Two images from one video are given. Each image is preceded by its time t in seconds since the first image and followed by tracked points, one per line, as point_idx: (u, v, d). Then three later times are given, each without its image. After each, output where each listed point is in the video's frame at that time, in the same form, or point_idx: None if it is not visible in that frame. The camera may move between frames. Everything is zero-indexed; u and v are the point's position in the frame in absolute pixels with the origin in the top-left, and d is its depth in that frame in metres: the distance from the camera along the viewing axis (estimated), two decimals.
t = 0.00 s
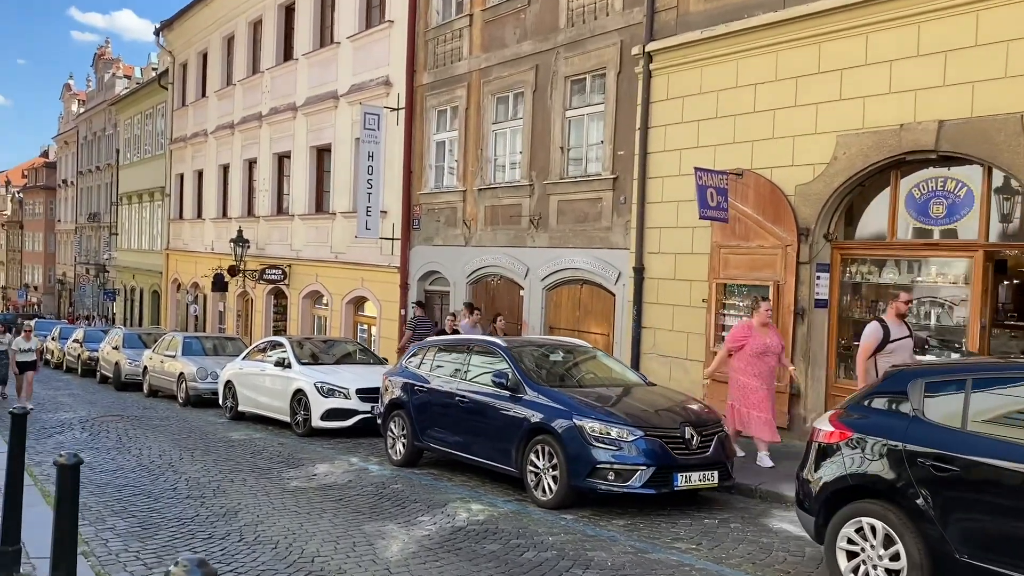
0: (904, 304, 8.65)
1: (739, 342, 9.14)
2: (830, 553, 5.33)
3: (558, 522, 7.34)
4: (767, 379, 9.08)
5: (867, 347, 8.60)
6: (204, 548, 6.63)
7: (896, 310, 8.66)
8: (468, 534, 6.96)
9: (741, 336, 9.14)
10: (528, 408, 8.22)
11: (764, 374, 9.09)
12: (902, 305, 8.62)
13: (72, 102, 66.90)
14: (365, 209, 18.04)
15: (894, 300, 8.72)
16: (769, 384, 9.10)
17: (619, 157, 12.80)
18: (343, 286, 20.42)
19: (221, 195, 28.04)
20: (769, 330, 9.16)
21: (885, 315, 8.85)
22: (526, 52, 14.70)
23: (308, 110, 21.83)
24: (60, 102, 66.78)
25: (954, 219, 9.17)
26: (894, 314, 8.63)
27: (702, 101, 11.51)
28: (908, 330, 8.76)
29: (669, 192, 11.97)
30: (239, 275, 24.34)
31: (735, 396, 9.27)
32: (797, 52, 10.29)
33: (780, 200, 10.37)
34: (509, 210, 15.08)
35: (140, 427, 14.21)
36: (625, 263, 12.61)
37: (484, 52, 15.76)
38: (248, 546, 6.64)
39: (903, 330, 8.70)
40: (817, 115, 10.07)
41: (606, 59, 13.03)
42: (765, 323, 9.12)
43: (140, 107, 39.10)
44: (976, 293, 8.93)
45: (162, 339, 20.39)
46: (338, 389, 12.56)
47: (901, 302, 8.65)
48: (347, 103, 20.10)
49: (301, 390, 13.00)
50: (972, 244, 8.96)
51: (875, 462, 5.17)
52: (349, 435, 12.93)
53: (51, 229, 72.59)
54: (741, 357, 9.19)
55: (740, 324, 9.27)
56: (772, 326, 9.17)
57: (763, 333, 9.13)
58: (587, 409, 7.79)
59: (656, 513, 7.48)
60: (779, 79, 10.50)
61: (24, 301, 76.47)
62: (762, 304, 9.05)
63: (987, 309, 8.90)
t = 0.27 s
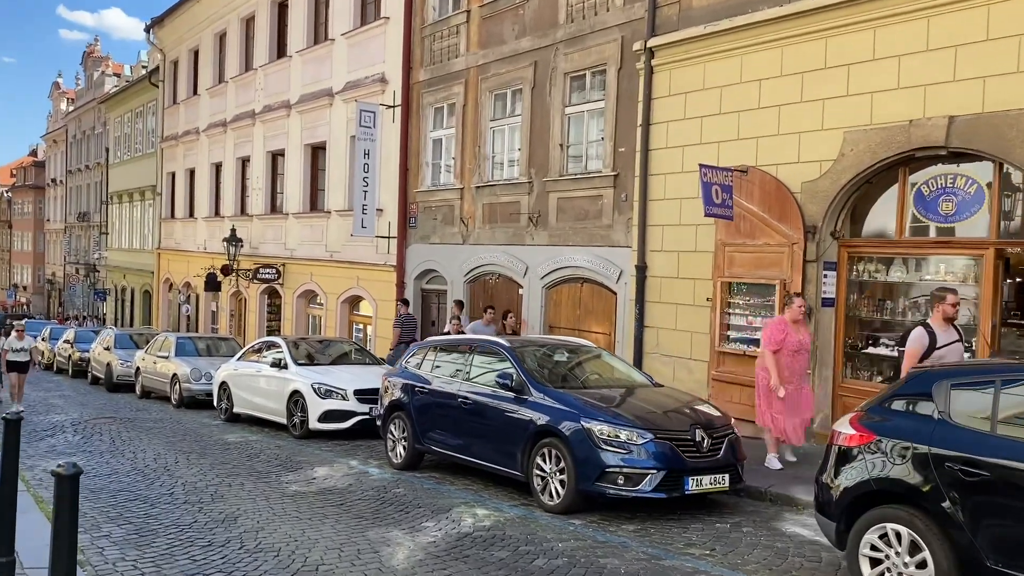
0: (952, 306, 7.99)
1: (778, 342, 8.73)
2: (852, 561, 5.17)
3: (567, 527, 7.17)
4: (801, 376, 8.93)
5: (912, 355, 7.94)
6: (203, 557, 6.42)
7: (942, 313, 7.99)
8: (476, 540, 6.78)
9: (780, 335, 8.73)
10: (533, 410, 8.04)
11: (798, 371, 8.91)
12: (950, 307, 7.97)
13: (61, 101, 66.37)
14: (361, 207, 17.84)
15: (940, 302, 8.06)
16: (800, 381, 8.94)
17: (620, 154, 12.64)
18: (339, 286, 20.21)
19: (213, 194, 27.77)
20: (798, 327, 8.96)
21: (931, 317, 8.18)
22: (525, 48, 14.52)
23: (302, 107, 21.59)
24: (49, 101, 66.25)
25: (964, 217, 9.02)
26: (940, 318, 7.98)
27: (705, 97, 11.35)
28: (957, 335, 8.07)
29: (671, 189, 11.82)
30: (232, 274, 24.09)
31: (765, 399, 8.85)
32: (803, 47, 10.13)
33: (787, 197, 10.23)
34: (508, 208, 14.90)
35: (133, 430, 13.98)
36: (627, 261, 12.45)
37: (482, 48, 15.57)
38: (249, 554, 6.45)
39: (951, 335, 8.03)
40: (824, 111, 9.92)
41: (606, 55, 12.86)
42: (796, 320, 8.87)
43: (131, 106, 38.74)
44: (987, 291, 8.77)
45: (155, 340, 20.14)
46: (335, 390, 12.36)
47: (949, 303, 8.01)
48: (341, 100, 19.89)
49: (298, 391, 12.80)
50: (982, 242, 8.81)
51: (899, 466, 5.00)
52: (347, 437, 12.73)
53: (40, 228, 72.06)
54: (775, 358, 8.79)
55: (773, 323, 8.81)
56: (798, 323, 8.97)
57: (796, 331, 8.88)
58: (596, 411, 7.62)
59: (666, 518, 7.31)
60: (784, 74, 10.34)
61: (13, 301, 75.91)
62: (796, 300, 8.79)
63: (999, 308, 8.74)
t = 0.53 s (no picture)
0: (1003, 296, 7.20)
1: (821, 343, 8.16)
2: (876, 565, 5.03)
3: (575, 530, 7.01)
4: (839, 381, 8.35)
5: (967, 350, 7.21)
6: (202, 565, 6.22)
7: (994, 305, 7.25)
8: (482, 545, 6.61)
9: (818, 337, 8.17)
10: (538, 410, 7.87)
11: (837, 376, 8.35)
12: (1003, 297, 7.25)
13: (46, 98, 65.69)
14: (354, 204, 17.63)
15: (989, 292, 7.26)
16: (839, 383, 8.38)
17: (619, 149, 12.48)
18: (331, 284, 19.98)
19: (202, 191, 27.46)
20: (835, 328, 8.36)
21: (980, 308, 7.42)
22: (521, 43, 14.35)
23: (292, 104, 21.34)
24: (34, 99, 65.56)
25: (972, 212, 8.89)
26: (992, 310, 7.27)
27: (706, 91, 11.21)
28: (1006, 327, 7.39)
29: (672, 185, 11.67)
30: (222, 273, 23.82)
31: (795, 401, 8.42)
32: (806, 40, 10.00)
33: (791, 193, 10.11)
34: (504, 204, 14.73)
35: (124, 431, 13.73)
36: (626, 258, 12.31)
37: (477, 43, 15.39)
38: (250, 561, 6.27)
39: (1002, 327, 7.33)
40: (828, 105, 9.79)
41: (604, 49, 12.70)
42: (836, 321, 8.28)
43: (117, 103, 38.32)
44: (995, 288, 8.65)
45: (145, 339, 19.85)
46: (331, 390, 12.17)
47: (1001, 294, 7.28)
48: (333, 96, 19.66)
49: (293, 392, 12.59)
50: (990, 238, 8.71)
51: (925, 468, 4.85)
52: (343, 437, 12.54)
53: (25, 227, 71.36)
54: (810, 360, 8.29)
55: (810, 324, 8.27)
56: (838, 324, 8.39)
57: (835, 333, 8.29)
58: (603, 411, 7.45)
59: (676, 520, 7.15)
60: (788, 68, 10.21)
61: None
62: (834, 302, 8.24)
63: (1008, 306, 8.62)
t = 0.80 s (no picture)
0: None
1: (848, 329, 8.11)
2: (895, 561, 4.94)
3: (581, 528, 6.90)
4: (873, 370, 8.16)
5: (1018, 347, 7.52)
6: (202, 569, 6.05)
7: None
8: (488, 544, 6.48)
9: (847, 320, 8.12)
10: (541, 406, 7.75)
11: (871, 364, 8.16)
12: None
13: (26, 94, 64.83)
14: (344, 198, 17.43)
15: None
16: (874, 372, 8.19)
17: (614, 142, 12.36)
18: (320, 280, 19.77)
19: (187, 187, 27.12)
20: (875, 315, 8.21)
21: None
22: (513, 35, 14.19)
23: (279, 97, 21.08)
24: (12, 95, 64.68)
25: (974, 202, 8.86)
26: None
27: (702, 83, 11.10)
28: None
29: (668, 178, 11.57)
30: (208, 269, 23.54)
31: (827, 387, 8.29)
32: (805, 30, 9.91)
33: (790, 185, 10.01)
34: (497, 198, 14.58)
35: (112, 430, 13.49)
36: (622, 251, 12.19)
37: (468, 34, 15.21)
38: (252, 564, 6.11)
39: None
40: (827, 95, 9.70)
41: (598, 40, 12.57)
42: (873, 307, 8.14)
43: (98, 98, 37.81)
44: (997, 279, 8.63)
45: (131, 337, 19.56)
46: (325, 388, 11.99)
47: None
48: (321, 89, 19.42)
49: (285, 389, 12.41)
50: (992, 228, 8.66)
51: (945, 462, 4.76)
52: (337, 435, 12.37)
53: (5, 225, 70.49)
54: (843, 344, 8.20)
55: (844, 307, 8.22)
56: (876, 311, 8.24)
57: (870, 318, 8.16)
58: (607, 406, 7.34)
59: (683, 517, 7.05)
60: (786, 58, 10.12)
61: None
62: (870, 286, 8.13)
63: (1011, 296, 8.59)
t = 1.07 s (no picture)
0: None
1: (871, 323, 7.99)
2: (909, 556, 4.88)
3: (583, 523, 6.79)
4: (903, 366, 7.92)
5: None
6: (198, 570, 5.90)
7: None
8: (491, 542, 6.36)
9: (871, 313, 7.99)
10: (540, 401, 7.65)
11: (900, 361, 7.91)
12: None
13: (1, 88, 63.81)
14: (330, 191, 17.22)
15: None
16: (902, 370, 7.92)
17: (606, 132, 12.25)
18: (306, 274, 19.55)
19: (168, 181, 26.75)
20: (905, 311, 8.00)
21: None
22: (502, 25, 14.03)
23: (262, 89, 20.79)
24: None
25: (971, 191, 8.81)
26: None
27: (696, 72, 11.00)
28: None
29: (661, 169, 11.47)
30: (192, 264, 23.23)
31: (858, 384, 8.09)
32: (800, 19, 9.83)
33: (785, 175, 9.94)
34: (487, 190, 14.44)
35: (97, 429, 13.25)
36: (615, 243, 12.10)
37: (456, 24, 15.03)
38: (249, 565, 5.96)
39: None
40: (822, 85, 9.64)
41: (589, 30, 12.44)
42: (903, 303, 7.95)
43: (76, 91, 37.22)
44: (995, 268, 8.61)
45: (114, 333, 19.26)
46: (315, 383, 11.83)
47: None
48: (305, 81, 19.17)
49: (274, 386, 12.23)
50: (990, 218, 8.62)
51: (961, 454, 4.71)
52: (327, 432, 12.21)
53: None
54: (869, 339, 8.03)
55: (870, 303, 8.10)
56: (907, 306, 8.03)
57: (899, 314, 7.97)
58: (608, 400, 7.24)
59: (686, 511, 6.97)
60: (781, 47, 10.04)
61: None
62: (898, 279, 7.94)
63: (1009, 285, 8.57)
